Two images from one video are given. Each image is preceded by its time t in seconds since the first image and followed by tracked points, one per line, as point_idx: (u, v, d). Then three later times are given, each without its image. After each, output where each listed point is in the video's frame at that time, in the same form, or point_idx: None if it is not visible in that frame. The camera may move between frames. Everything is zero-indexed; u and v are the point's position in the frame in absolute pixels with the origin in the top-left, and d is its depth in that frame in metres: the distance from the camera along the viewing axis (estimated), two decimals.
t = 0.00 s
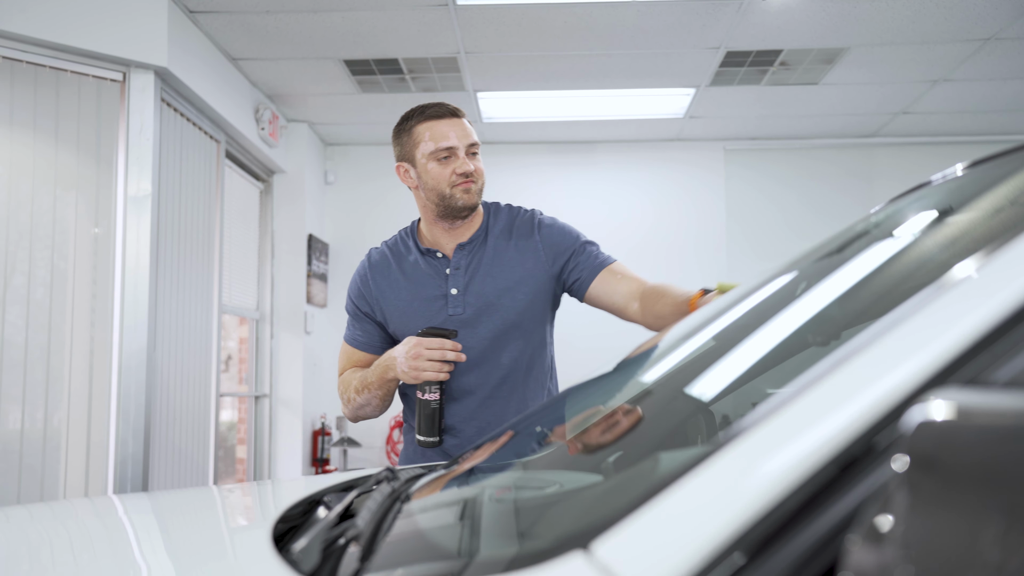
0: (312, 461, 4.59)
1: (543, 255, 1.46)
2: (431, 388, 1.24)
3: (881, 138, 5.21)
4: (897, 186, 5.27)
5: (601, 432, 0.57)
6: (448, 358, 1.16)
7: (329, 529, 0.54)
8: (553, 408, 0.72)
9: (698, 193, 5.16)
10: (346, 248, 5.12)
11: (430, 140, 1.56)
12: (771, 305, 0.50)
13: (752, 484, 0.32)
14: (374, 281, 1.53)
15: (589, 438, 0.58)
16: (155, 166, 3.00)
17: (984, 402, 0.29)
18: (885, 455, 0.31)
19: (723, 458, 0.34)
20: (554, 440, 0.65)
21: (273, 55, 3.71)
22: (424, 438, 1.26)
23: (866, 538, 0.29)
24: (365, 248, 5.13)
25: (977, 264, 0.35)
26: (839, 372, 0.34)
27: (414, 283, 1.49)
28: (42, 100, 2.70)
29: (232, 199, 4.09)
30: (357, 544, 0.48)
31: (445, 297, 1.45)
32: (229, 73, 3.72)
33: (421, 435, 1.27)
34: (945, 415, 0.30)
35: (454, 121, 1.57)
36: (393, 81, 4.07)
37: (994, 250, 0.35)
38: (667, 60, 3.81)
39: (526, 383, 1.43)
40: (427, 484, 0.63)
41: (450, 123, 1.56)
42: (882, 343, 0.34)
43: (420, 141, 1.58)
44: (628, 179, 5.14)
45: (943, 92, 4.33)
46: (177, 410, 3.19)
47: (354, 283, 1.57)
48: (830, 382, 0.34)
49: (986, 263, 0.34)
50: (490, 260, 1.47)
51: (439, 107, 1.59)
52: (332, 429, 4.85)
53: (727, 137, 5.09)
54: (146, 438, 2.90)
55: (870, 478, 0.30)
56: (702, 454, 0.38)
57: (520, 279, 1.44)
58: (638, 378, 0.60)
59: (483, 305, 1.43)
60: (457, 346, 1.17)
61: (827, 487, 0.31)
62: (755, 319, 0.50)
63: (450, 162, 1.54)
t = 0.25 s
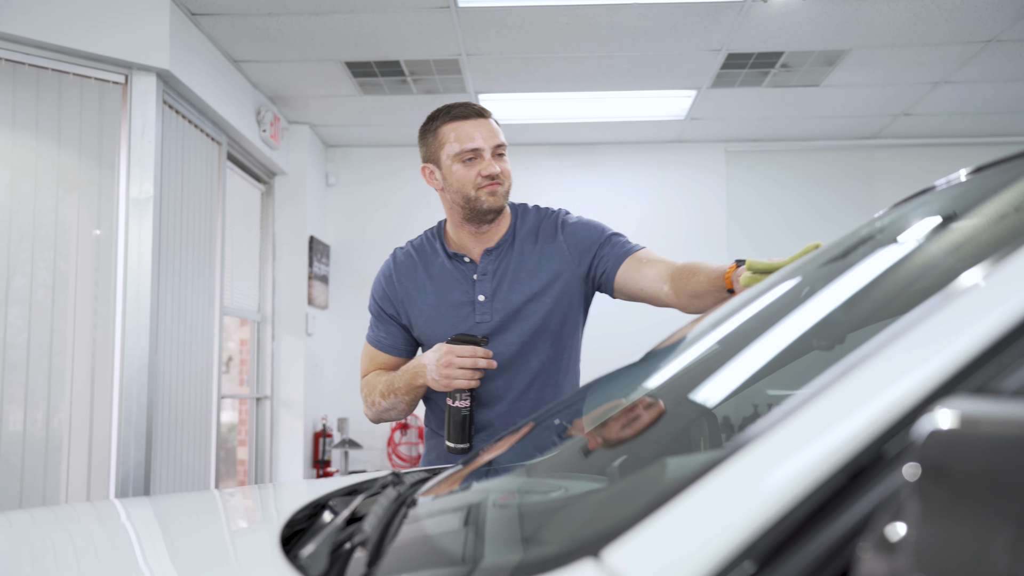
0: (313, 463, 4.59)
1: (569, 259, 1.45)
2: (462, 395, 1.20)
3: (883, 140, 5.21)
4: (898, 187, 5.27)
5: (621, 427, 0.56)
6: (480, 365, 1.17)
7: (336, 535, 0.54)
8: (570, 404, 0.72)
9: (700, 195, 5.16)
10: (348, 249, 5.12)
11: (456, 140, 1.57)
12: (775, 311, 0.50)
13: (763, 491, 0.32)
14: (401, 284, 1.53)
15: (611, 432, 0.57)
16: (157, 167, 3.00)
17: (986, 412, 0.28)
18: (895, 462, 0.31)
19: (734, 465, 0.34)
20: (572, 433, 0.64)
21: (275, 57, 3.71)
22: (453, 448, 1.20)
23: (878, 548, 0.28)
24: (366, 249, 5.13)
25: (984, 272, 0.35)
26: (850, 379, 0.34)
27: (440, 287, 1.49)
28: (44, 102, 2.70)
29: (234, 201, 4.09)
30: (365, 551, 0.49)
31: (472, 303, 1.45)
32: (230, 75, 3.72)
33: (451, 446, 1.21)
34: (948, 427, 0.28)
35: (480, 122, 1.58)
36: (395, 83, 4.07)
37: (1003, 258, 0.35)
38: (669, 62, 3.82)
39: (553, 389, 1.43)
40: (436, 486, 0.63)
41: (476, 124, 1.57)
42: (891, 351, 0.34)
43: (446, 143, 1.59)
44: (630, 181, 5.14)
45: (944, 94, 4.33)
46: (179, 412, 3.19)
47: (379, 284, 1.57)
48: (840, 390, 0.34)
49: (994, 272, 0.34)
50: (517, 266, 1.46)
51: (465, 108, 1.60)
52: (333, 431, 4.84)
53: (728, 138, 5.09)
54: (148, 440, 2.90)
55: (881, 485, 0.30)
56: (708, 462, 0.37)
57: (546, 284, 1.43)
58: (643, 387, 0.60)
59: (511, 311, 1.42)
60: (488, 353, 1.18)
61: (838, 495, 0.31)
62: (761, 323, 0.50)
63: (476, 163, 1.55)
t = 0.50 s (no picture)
0: (314, 464, 4.58)
1: (596, 265, 1.42)
2: (482, 400, 1.19)
3: (883, 141, 5.21)
4: (899, 188, 5.27)
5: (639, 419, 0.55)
6: (496, 369, 1.17)
7: (344, 538, 0.54)
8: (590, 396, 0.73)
9: (700, 196, 5.16)
10: (348, 250, 5.12)
11: (485, 146, 1.52)
12: (780, 315, 0.49)
13: (772, 500, 0.32)
14: (429, 283, 1.54)
15: (630, 424, 0.56)
16: (158, 168, 3.00)
17: (990, 419, 0.29)
18: (908, 469, 0.31)
19: (740, 475, 0.34)
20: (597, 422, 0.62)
21: (276, 58, 3.71)
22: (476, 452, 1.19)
23: (893, 555, 0.28)
24: (366, 250, 5.13)
25: (992, 279, 0.35)
26: (858, 388, 0.34)
27: (467, 289, 1.50)
28: (45, 103, 2.70)
29: (235, 202, 4.10)
30: (371, 555, 0.49)
31: (499, 310, 1.46)
32: (231, 76, 3.72)
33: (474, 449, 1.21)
34: (958, 432, 0.29)
35: (510, 126, 1.53)
36: (396, 84, 4.07)
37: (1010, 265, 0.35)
38: (670, 63, 3.82)
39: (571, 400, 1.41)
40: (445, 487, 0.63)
41: (505, 129, 1.52)
42: (899, 358, 0.34)
43: (475, 148, 1.54)
44: (631, 182, 5.14)
45: (946, 94, 4.33)
46: (179, 413, 3.19)
47: (411, 278, 1.60)
48: (848, 398, 0.34)
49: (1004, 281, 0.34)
50: (546, 275, 1.45)
51: (493, 112, 1.54)
52: (334, 432, 4.84)
53: (729, 139, 5.09)
54: (149, 441, 2.90)
55: (891, 493, 0.30)
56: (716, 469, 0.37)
57: (571, 293, 1.42)
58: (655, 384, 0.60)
59: (535, 319, 1.41)
60: (504, 356, 1.17)
61: (849, 504, 0.31)
62: (767, 324, 0.50)
63: (506, 169, 1.50)
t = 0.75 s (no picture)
0: (315, 464, 4.58)
1: (603, 273, 1.33)
2: (488, 408, 1.18)
3: (885, 141, 5.20)
4: (901, 188, 5.26)
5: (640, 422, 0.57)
6: (494, 378, 1.15)
7: (351, 541, 0.54)
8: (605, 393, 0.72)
9: (702, 195, 5.16)
10: (349, 250, 5.12)
11: (498, 167, 1.42)
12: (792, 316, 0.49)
13: (785, 508, 0.32)
14: (453, 283, 1.58)
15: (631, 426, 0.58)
16: (160, 168, 3.00)
17: (1007, 423, 0.31)
18: (924, 476, 0.32)
19: (751, 484, 0.34)
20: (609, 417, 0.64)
21: (278, 58, 3.71)
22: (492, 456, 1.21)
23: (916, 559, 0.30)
24: (368, 250, 5.12)
25: (1002, 287, 0.35)
26: (870, 396, 0.34)
27: (487, 294, 1.52)
28: (47, 103, 2.70)
29: (236, 201, 4.10)
30: (380, 558, 0.49)
31: (514, 320, 1.46)
32: (233, 76, 3.72)
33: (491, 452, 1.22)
34: (975, 436, 0.32)
35: (524, 143, 1.41)
36: (397, 84, 4.07)
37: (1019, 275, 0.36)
38: (672, 63, 3.81)
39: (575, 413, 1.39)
40: (453, 487, 0.64)
41: (518, 149, 1.40)
42: (912, 366, 0.34)
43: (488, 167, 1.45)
44: (632, 182, 5.14)
45: (948, 94, 4.33)
46: (181, 413, 3.19)
47: (439, 275, 1.65)
48: (861, 405, 0.34)
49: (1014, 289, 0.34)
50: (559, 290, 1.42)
51: (507, 127, 1.42)
52: (335, 432, 4.84)
53: (731, 139, 5.08)
54: (150, 441, 2.90)
55: (907, 501, 0.31)
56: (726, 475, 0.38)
57: (577, 306, 1.36)
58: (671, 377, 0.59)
59: (545, 327, 1.38)
60: (502, 364, 1.15)
61: (864, 512, 0.31)
62: (773, 330, 0.50)
63: (520, 193, 1.41)
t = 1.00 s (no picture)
0: (316, 464, 4.58)
1: (583, 287, 1.30)
2: (488, 422, 1.15)
3: (887, 140, 5.19)
4: (903, 187, 5.26)
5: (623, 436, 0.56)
6: (490, 399, 1.11)
7: (359, 542, 0.54)
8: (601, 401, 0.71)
9: (704, 195, 5.16)
10: (351, 250, 5.11)
11: (477, 187, 1.37)
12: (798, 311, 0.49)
13: (798, 516, 0.32)
14: (456, 291, 1.59)
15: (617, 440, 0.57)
16: (161, 168, 3.00)
17: None
18: (946, 480, 0.31)
19: (763, 491, 0.34)
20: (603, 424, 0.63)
21: (279, 57, 3.70)
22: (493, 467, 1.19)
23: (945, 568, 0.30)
24: (369, 250, 5.12)
25: (1013, 293, 0.35)
26: (883, 401, 0.34)
27: (485, 304, 1.52)
28: (48, 102, 2.70)
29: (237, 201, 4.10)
30: (388, 560, 0.49)
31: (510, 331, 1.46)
32: (235, 75, 3.72)
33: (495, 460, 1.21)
34: (1000, 439, 0.31)
35: (504, 163, 1.34)
36: (399, 83, 4.07)
37: None
38: (674, 62, 3.81)
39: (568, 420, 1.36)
40: (456, 490, 0.63)
41: (497, 169, 1.34)
42: (925, 372, 0.34)
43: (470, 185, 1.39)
44: (634, 182, 5.14)
45: (951, 93, 4.32)
46: (183, 412, 3.19)
47: (442, 282, 1.65)
48: (875, 411, 0.34)
49: None
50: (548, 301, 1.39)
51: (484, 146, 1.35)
52: (336, 432, 4.84)
53: (732, 138, 5.08)
54: (152, 440, 2.90)
55: (924, 508, 0.31)
56: (737, 481, 0.37)
57: (565, 316, 1.33)
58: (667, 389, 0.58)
59: (535, 337, 1.36)
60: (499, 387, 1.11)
61: (878, 522, 0.32)
62: (780, 326, 0.49)
63: (503, 212, 1.36)
